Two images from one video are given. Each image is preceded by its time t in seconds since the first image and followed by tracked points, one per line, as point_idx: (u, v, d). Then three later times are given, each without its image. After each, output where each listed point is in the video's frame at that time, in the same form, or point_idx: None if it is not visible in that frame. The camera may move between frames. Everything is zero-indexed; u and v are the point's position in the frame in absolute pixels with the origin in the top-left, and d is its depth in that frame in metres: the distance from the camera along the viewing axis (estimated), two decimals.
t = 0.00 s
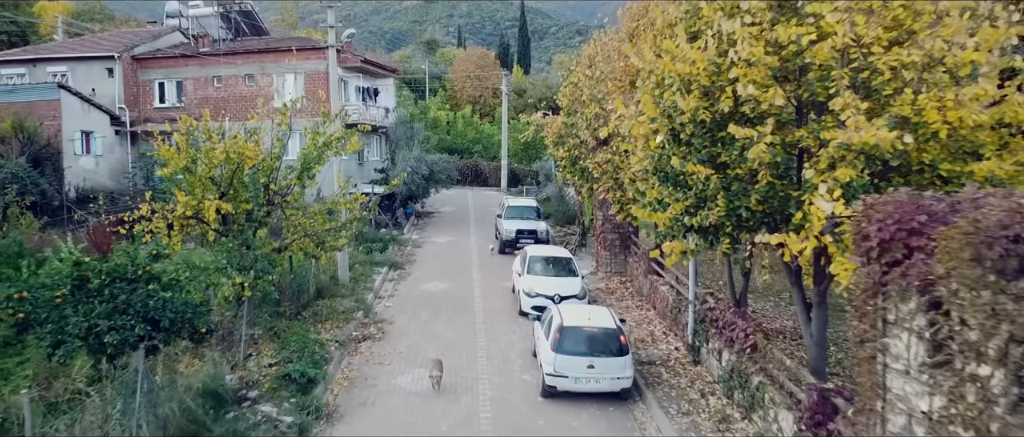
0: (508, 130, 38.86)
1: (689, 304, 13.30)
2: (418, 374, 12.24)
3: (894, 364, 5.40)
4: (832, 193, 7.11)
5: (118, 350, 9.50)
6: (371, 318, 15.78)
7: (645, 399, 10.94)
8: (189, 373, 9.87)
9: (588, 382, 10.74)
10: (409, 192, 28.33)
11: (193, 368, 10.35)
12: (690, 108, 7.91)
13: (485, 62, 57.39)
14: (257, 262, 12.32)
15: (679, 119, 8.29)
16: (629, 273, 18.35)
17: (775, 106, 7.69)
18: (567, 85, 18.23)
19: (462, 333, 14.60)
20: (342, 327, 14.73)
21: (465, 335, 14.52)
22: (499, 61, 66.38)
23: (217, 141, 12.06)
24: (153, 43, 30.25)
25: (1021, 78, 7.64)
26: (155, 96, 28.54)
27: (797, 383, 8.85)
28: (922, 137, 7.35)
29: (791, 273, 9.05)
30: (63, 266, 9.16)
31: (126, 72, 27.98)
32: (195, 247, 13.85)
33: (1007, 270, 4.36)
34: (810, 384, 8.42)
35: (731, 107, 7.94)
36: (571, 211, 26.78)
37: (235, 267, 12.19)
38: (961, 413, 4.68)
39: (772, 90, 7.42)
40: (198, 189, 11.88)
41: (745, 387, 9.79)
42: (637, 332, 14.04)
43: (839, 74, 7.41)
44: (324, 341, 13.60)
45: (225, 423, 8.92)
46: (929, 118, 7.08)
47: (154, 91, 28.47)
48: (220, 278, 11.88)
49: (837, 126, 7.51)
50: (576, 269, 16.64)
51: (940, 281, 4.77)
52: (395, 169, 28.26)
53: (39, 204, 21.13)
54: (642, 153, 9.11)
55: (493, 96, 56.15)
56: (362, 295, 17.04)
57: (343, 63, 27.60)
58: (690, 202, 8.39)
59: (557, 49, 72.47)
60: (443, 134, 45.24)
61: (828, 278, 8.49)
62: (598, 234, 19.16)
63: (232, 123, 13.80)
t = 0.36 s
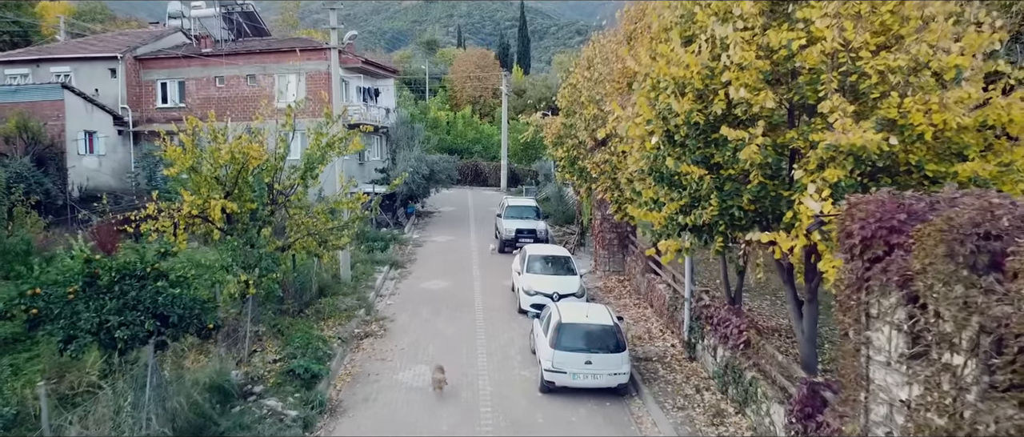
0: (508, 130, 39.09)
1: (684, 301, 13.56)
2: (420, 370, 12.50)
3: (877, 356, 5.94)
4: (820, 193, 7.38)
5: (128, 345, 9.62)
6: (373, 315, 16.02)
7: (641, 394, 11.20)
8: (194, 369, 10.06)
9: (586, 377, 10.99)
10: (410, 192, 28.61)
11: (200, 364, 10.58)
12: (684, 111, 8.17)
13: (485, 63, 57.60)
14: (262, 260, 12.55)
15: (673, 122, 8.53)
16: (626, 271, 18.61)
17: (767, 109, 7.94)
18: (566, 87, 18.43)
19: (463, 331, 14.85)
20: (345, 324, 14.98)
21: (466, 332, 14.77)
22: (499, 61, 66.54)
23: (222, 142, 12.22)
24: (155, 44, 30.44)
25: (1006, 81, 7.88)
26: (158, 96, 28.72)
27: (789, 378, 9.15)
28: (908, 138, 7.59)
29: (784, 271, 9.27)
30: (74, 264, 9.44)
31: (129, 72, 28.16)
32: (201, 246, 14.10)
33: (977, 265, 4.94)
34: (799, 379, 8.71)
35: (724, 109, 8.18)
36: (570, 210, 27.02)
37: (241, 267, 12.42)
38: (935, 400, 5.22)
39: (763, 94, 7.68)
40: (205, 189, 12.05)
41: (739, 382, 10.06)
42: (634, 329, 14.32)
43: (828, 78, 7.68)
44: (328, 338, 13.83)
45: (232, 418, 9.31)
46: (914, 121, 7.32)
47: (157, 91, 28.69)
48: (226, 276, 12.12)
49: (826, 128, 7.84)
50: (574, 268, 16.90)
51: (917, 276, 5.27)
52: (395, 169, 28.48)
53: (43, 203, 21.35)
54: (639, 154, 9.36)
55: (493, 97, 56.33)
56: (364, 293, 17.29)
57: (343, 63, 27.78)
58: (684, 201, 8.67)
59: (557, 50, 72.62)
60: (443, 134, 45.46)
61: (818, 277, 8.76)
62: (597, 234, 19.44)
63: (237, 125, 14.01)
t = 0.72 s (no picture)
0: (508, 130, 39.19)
1: (682, 300, 13.67)
2: (420, 368, 12.61)
3: (869, 353, 6.10)
4: (815, 193, 7.50)
5: (133, 343, 9.89)
6: (373, 314, 16.11)
7: (640, 392, 11.33)
8: (196, 366, 10.13)
9: (585, 376, 11.11)
10: (410, 192, 28.75)
11: (203, 362, 10.68)
12: (681, 112, 8.29)
13: (485, 63, 57.72)
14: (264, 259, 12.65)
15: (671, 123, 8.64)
16: (625, 271, 18.74)
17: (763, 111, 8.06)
18: (566, 87, 18.52)
19: (463, 330, 14.96)
20: (346, 323, 15.08)
21: (466, 331, 14.88)
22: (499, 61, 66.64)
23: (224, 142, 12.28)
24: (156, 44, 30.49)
25: (999, 83, 7.99)
26: (160, 96, 28.85)
27: (785, 376, 9.26)
28: (901, 139, 7.71)
29: (780, 271, 9.38)
30: (79, 263, 9.66)
31: (130, 73, 28.22)
32: (203, 245, 14.21)
33: (964, 263, 5.15)
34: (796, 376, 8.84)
35: (721, 111, 8.29)
36: (570, 210, 27.15)
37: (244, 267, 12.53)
38: (924, 395, 5.38)
39: (759, 96, 7.79)
40: (207, 189, 12.13)
41: (736, 380, 10.19)
42: (633, 328, 14.44)
43: (823, 80, 7.79)
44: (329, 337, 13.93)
45: (235, 414, 9.40)
46: (907, 122, 7.44)
47: (159, 91, 28.79)
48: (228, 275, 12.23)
49: (821, 129, 7.99)
50: (574, 268, 17.03)
51: (908, 274, 5.40)
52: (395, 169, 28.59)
53: (44, 202, 21.42)
54: (637, 155, 9.48)
55: (493, 97, 56.44)
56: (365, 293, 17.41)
57: (344, 64, 27.86)
58: (681, 201, 8.79)
59: (557, 50, 72.73)
60: (442, 134, 45.58)
61: (814, 276, 8.88)
62: (596, 233, 19.56)
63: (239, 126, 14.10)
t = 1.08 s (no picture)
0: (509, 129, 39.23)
1: (681, 300, 13.73)
2: (420, 367, 12.67)
3: (864, 351, 6.15)
4: (812, 192, 7.57)
5: (134, 341, 9.86)
6: (373, 314, 16.16)
7: (638, 390, 11.40)
8: (198, 365, 10.22)
9: (584, 375, 11.18)
10: (410, 192, 28.82)
11: (204, 361, 10.75)
12: (680, 112, 8.35)
13: (485, 63, 57.76)
14: (265, 258, 12.69)
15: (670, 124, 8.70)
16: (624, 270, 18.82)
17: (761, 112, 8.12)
18: (566, 87, 18.56)
19: (462, 329, 15.03)
20: (346, 322, 15.13)
21: (465, 330, 14.94)
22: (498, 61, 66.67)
23: (224, 142, 12.30)
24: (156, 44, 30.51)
25: (996, 84, 8.05)
26: (160, 96, 28.90)
27: (783, 374, 9.31)
28: (899, 140, 7.76)
29: (778, 270, 9.45)
30: (81, 261, 9.61)
31: (131, 72, 28.24)
32: (204, 245, 14.27)
33: (958, 262, 5.24)
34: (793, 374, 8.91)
35: (719, 111, 8.36)
36: (570, 210, 27.20)
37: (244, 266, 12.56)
38: (918, 392, 5.47)
39: (757, 96, 7.86)
40: (207, 189, 12.18)
41: (734, 379, 10.25)
42: (632, 327, 14.51)
43: (820, 81, 7.87)
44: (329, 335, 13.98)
45: (236, 412, 9.43)
46: (904, 123, 7.51)
47: (159, 91, 28.84)
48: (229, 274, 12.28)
49: (818, 129, 8.07)
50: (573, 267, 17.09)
51: (902, 273, 5.46)
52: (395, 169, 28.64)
53: (46, 202, 21.46)
54: (636, 156, 9.55)
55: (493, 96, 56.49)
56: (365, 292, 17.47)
57: (345, 63, 27.90)
58: (679, 201, 8.86)
59: (557, 50, 72.79)
60: (442, 134, 45.63)
61: (812, 275, 8.94)
62: (595, 233, 19.62)
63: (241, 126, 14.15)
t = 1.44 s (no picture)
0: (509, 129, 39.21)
1: (680, 299, 13.74)
2: (420, 366, 12.68)
3: (863, 350, 6.18)
4: (812, 192, 7.59)
5: (135, 340, 9.88)
6: (373, 313, 16.17)
7: (638, 390, 11.40)
8: (199, 364, 10.25)
9: (584, 373, 11.20)
10: (409, 191, 28.83)
11: (205, 360, 10.78)
12: (679, 112, 8.37)
13: (485, 63, 57.74)
14: (265, 258, 12.70)
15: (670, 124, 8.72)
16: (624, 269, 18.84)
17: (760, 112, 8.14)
18: (565, 87, 18.57)
19: (462, 328, 15.04)
20: (346, 321, 15.14)
21: (464, 329, 14.96)
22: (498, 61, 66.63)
23: (224, 142, 12.30)
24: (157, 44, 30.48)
25: (994, 83, 8.07)
26: (160, 96, 28.92)
27: (782, 374, 9.33)
28: (898, 139, 7.78)
29: (778, 271, 9.47)
30: (82, 261, 9.65)
31: (131, 72, 28.24)
32: (204, 244, 14.28)
33: (956, 260, 5.26)
34: (792, 373, 8.93)
35: (718, 110, 8.38)
36: (569, 209, 27.22)
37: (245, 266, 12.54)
38: (917, 390, 5.49)
39: (756, 96, 7.87)
40: (208, 188, 12.18)
41: (733, 378, 10.27)
42: (632, 327, 14.53)
43: (819, 81, 7.90)
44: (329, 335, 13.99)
45: (236, 412, 9.44)
46: (903, 122, 7.53)
47: (159, 91, 28.85)
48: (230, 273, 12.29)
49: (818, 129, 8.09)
50: (573, 267, 17.11)
51: (901, 272, 5.48)
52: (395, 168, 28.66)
53: (46, 201, 21.47)
54: (636, 155, 9.56)
55: (493, 96, 56.48)
56: (365, 292, 17.47)
57: (345, 63, 27.92)
58: (679, 201, 8.87)
59: (556, 50, 72.77)
60: (442, 133, 45.63)
61: (811, 274, 8.95)
62: (595, 232, 19.64)
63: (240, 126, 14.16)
